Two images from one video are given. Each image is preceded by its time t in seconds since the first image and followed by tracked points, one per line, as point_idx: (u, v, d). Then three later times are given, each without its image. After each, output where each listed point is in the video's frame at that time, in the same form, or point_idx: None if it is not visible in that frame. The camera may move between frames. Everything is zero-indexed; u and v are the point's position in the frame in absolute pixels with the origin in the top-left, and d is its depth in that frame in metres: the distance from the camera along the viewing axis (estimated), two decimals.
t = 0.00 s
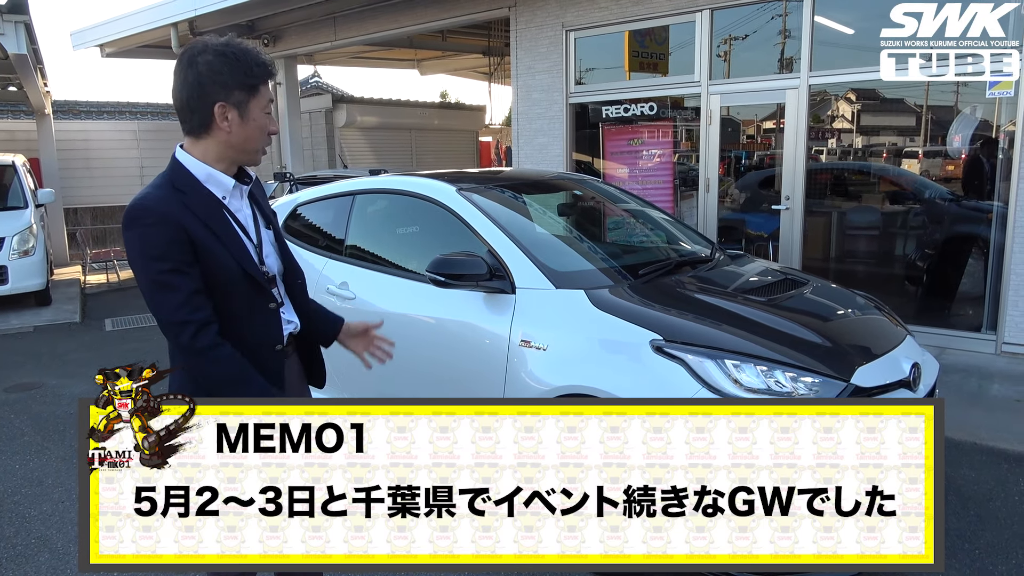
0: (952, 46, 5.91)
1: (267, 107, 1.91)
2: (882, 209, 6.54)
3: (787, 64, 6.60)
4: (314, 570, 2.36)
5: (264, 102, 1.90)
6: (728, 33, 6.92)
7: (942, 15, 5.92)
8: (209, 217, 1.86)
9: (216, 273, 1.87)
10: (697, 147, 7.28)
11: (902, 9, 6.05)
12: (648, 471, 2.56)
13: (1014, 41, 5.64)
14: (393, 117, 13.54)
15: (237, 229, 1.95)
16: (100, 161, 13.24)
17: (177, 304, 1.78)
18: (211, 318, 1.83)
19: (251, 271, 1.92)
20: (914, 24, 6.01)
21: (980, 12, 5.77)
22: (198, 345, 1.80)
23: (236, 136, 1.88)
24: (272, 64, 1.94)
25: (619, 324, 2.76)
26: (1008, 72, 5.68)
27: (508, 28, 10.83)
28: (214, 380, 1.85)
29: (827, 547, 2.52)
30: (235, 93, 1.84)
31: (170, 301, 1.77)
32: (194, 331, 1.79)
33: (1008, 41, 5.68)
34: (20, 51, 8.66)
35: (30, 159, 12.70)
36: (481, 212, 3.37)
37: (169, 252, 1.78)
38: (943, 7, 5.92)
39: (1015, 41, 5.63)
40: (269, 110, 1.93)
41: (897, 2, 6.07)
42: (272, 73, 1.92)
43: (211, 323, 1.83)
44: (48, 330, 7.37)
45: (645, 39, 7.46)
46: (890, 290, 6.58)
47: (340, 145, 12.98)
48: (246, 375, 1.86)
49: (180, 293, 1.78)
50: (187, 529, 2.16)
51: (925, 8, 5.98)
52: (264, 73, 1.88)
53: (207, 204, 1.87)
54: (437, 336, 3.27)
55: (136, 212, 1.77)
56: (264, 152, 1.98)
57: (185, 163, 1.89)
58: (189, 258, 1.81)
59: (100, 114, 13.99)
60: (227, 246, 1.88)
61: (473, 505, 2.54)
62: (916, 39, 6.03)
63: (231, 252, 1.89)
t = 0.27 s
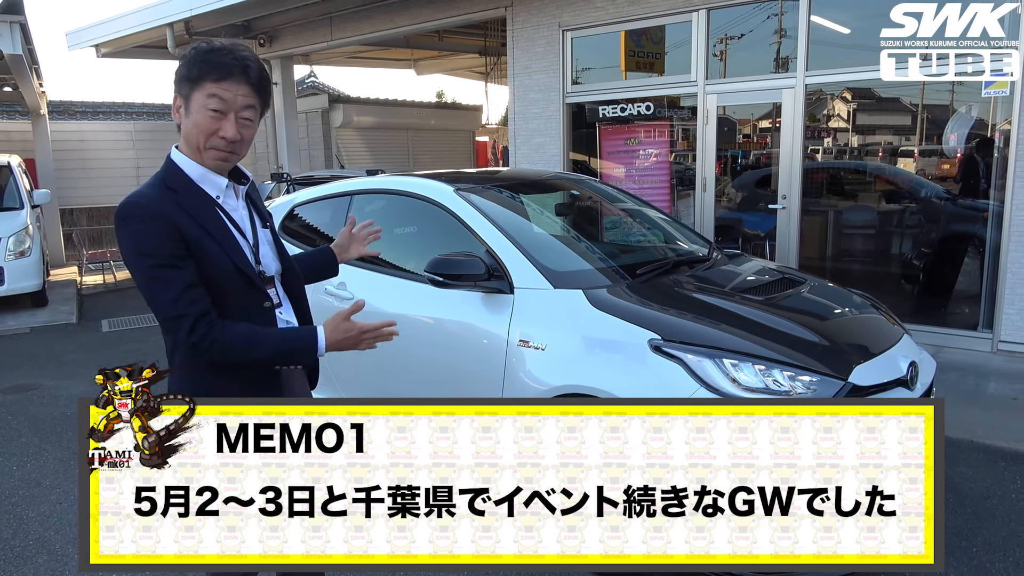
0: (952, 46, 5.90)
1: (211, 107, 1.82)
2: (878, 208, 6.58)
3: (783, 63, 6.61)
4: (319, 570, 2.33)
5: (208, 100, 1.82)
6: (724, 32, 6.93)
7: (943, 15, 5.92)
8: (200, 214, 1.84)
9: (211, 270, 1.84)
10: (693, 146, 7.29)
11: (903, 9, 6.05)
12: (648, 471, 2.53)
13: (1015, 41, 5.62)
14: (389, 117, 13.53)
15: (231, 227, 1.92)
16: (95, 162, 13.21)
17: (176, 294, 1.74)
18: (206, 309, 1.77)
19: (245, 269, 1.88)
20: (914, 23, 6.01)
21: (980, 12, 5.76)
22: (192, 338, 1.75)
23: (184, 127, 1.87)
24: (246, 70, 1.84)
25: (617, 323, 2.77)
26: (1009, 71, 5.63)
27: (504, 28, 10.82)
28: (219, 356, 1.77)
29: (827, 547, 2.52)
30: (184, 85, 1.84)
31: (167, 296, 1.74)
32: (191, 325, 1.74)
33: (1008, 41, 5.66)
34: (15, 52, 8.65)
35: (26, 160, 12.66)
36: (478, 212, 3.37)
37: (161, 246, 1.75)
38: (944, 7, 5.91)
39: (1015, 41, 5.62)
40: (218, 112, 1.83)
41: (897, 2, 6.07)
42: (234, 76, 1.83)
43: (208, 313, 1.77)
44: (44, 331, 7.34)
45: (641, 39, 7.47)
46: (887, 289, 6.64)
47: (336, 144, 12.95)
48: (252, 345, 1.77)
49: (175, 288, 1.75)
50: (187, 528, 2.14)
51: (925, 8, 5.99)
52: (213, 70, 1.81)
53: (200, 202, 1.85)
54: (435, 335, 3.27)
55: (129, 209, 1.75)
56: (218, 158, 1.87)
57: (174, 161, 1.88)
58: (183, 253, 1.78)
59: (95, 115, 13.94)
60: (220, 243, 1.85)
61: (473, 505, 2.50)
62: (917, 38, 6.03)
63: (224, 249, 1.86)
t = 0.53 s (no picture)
0: (953, 46, 5.89)
1: (174, 89, 1.85)
2: (873, 206, 6.62)
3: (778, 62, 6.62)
4: (319, 569, 2.32)
5: (170, 84, 1.85)
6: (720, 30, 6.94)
7: (942, 15, 5.91)
8: (187, 208, 1.84)
9: (197, 265, 1.83)
10: (689, 144, 7.30)
11: (902, 9, 6.04)
12: (648, 471, 2.52)
13: (1014, 41, 5.57)
14: (385, 114, 13.52)
15: (218, 222, 1.91)
16: (90, 160, 13.17)
17: (164, 287, 1.74)
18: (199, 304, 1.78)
19: (231, 263, 1.87)
20: (914, 23, 6.01)
21: (980, 12, 5.74)
22: (180, 332, 1.75)
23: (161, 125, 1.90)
24: (196, 44, 1.87)
25: (613, 320, 2.77)
26: (1009, 71, 5.56)
27: (500, 26, 10.81)
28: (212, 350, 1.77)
29: (827, 547, 2.52)
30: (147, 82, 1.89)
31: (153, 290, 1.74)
32: (177, 319, 1.74)
33: (1008, 41, 5.61)
34: (8, 48, 8.63)
35: (20, 157, 12.62)
36: (472, 208, 3.38)
37: (146, 240, 1.75)
38: (943, 7, 5.90)
39: (1014, 41, 5.56)
40: (182, 91, 1.86)
41: (897, 2, 6.07)
42: (188, 53, 1.87)
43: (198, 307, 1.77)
44: (38, 329, 7.33)
45: (637, 37, 7.47)
46: (882, 287, 6.69)
47: (332, 142, 12.93)
48: (240, 337, 1.76)
49: (162, 280, 1.75)
50: (187, 528, 2.15)
51: (925, 8, 5.99)
52: (166, 54, 1.85)
53: (185, 196, 1.85)
54: (430, 333, 3.27)
55: (114, 202, 1.76)
56: (197, 136, 1.87)
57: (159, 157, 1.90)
58: (169, 246, 1.78)
59: (90, 112, 13.90)
60: (206, 237, 1.85)
61: (473, 505, 2.50)
62: (916, 38, 6.03)
63: (211, 243, 1.85)
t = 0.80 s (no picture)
0: (953, 46, 5.89)
1: (157, 86, 1.85)
2: (868, 204, 6.63)
3: (774, 60, 6.63)
4: (321, 570, 2.32)
5: (152, 81, 1.85)
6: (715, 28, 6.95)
7: (942, 15, 5.91)
8: (171, 207, 1.84)
9: (178, 263, 1.82)
10: (684, 142, 7.30)
11: (902, 9, 6.04)
12: (648, 471, 2.52)
13: (1014, 41, 5.54)
14: (381, 112, 13.51)
15: (204, 219, 1.91)
16: (84, 158, 13.13)
17: (140, 285, 1.75)
18: (175, 303, 1.78)
19: (213, 261, 1.87)
20: (914, 23, 6.01)
21: (980, 12, 5.73)
22: (157, 330, 1.76)
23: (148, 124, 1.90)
24: (175, 39, 1.87)
25: (609, 317, 2.77)
26: (1009, 71, 5.57)
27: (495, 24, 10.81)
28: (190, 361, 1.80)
29: (827, 547, 2.53)
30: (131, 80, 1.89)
31: (131, 289, 1.74)
32: (153, 318, 1.75)
33: (1007, 41, 5.58)
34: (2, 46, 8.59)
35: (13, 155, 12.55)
36: (467, 206, 3.38)
37: (126, 238, 1.75)
38: (943, 7, 5.90)
39: (1013, 41, 5.55)
40: (165, 88, 1.85)
41: (897, 2, 6.06)
42: (168, 49, 1.86)
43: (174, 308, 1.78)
44: (31, 328, 7.30)
45: (632, 35, 7.46)
46: (877, 284, 6.73)
47: (327, 140, 12.92)
48: (217, 348, 1.80)
49: (140, 278, 1.75)
50: (187, 529, 2.15)
51: (925, 8, 5.99)
52: (145, 51, 1.85)
53: (169, 193, 1.85)
54: (426, 330, 3.27)
55: (96, 201, 1.76)
56: (183, 133, 1.87)
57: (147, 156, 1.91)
58: (149, 244, 1.78)
59: (84, 111, 13.86)
60: (189, 235, 1.84)
61: (473, 505, 2.50)
62: (916, 38, 6.03)
63: (193, 240, 1.85)
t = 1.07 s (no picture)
0: (952, 46, 5.87)
1: (163, 85, 1.88)
2: (867, 204, 6.64)
3: (772, 60, 6.63)
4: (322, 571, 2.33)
5: (158, 80, 1.88)
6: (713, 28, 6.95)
7: (942, 15, 5.88)
8: (166, 209, 1.88)
9: (168, 266, 1.87)
10: (683, 142, 7.31)
11: (902, 9, 6.03)
12: (648, 471, 2.58)
13: (1015, 41, 5.52)
14: (380, 111, 13.50)
15: (203, 219, 1.94)
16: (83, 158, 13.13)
17: (122, 289, 1.80)
18: (155, 309, 1.84)
19: (206, 265, 1.90)
20: (914, 23, 5.99)
21: (980, 12, 5.70)
22: (137, 334, 1.81)
23: (156, 124, 1.94)
24: (181, 38, 1.89)
25: (610, 318, 2.77)
26: (1009, 71, 5.56)
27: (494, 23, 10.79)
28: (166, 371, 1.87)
29: (825, 546, 2.57)
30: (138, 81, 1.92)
31: (116, 290, 1.80)
32: (133, 321, 1.81)
33: (1008, 41, 5.56)
34: None
35: (12, 155, 12.55)
36: (465, 205, 3.38)
37: (115, 240, 1.81)
38: (943, 7, 5.87)
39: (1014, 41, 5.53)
40: (171, 87, 1.88)
41: (897, 1, 6.05)
42: (173, 47, 1.89)
43: (154, 314, 1.84)
44: (31, 328, 7.30)
45: (631, 34, 7.46)
46: (876, 284, 6.76)
47: (326, 140, 12.91)
48: (192, 363, 1.87)
49: (123, 281, 1.81)
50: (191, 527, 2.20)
51: (925, 8, 5.96)
52: (150, 51, 1.88)
53: (168, 195, 1.89)
54: (425, 330, 3.27)
55: (96, 199, 1.82)
56: (190, 132, 1.91)
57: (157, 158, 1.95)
58: (139, 246, 1.83)
59: (83, 110, 13.84)
60: (183, 237, 1.88)
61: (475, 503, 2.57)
62: (916, 38, 6.01)
63: (187, 243, 1.88)
